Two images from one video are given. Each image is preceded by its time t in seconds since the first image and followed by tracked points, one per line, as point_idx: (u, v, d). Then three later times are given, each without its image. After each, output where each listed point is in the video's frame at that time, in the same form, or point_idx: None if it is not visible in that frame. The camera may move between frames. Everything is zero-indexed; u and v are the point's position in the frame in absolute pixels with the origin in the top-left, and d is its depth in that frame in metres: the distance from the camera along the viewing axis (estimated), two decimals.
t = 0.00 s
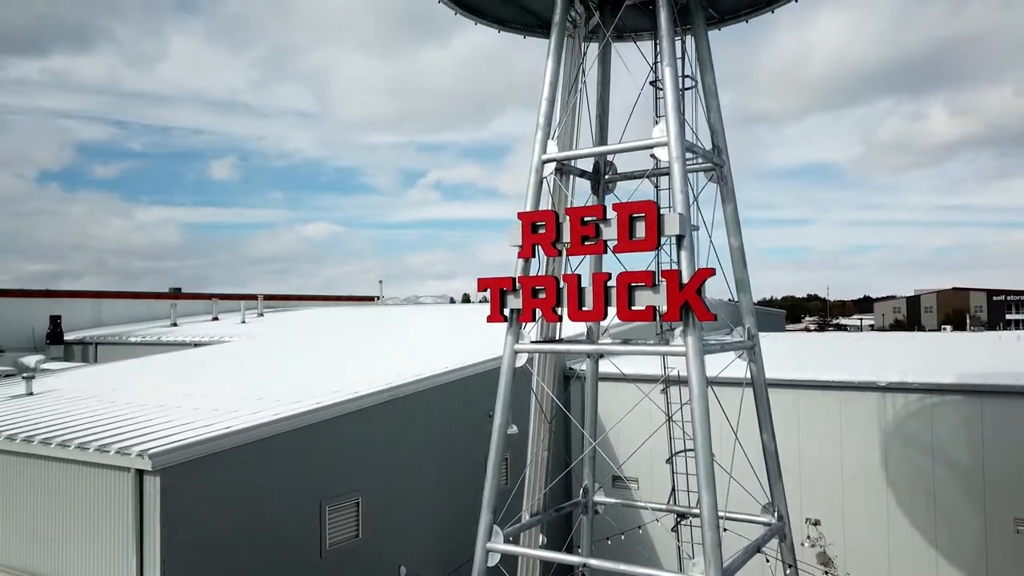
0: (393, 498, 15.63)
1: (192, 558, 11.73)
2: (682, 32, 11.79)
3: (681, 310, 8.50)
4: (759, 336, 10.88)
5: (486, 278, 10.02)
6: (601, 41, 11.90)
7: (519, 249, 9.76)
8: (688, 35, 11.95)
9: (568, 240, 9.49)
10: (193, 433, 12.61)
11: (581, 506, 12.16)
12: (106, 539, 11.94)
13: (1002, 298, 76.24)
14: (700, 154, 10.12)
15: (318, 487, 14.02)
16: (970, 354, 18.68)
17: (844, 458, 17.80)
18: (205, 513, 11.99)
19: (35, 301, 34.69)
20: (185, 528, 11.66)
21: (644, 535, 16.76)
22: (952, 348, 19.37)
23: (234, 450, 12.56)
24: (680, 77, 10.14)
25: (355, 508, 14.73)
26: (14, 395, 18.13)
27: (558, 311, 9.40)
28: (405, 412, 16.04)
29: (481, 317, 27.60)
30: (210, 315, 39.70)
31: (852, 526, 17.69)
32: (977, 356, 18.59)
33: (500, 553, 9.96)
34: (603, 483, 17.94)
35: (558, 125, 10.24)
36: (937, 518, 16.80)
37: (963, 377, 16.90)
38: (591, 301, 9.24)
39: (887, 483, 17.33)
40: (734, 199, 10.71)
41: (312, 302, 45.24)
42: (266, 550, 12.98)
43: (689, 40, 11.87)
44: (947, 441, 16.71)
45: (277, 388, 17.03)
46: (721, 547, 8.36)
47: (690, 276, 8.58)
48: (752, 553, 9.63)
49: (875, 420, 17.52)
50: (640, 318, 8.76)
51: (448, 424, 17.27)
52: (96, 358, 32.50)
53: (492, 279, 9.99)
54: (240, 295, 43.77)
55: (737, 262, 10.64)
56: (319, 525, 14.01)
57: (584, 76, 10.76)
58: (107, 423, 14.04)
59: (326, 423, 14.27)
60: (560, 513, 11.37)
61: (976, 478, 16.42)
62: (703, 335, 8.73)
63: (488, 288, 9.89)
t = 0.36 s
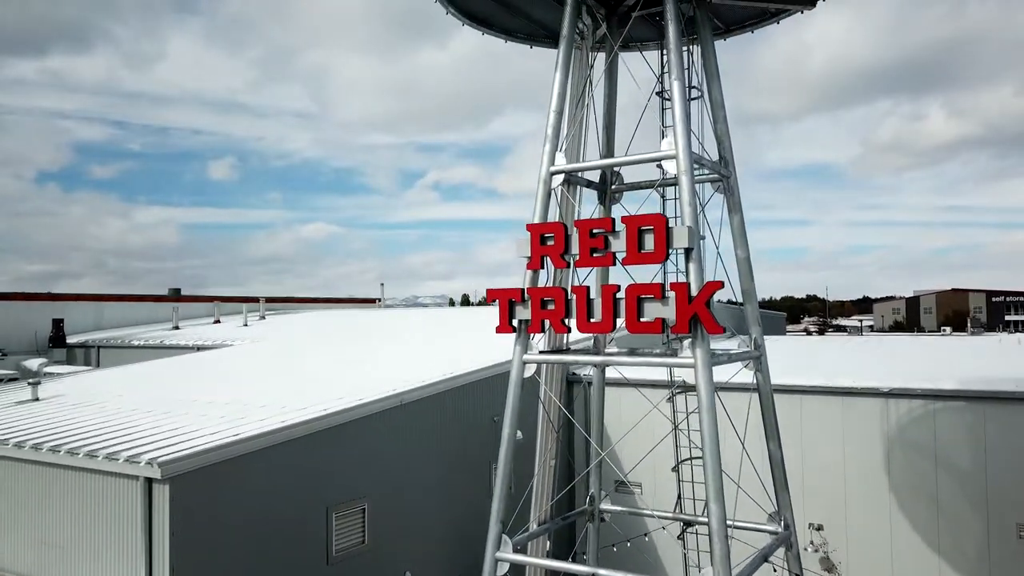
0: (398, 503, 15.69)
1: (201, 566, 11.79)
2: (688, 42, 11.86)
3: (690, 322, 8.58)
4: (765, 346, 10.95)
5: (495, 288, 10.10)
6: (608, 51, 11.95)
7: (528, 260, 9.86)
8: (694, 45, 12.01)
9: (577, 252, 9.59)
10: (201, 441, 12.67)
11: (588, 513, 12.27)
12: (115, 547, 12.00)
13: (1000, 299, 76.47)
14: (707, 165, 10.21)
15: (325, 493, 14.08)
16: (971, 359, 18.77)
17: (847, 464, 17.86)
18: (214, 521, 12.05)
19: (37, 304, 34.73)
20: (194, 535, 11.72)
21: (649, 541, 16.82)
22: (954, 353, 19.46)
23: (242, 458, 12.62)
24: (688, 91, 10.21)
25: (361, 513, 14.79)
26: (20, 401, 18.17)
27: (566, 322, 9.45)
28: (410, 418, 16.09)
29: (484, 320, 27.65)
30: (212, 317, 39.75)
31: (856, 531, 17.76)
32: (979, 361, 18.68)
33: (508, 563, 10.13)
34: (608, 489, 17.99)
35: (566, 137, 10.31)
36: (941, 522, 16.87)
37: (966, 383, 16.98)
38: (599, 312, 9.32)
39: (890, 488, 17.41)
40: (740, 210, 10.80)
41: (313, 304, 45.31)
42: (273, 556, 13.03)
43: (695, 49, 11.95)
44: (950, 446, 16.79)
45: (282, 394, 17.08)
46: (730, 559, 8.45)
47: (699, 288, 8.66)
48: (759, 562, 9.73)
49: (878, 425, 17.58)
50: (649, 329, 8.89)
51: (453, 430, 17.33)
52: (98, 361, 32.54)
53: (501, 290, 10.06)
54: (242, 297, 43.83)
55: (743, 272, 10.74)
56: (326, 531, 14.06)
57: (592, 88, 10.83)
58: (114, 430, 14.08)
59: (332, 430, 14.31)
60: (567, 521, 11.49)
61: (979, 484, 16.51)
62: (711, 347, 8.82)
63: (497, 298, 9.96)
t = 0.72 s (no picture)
0: (404, 510, 15.75)
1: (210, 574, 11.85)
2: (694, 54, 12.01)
3: (699, 336, 8.67)
4: (772, 356, 11.01)
5: (505, 300, 10.19)
6: (616, 63, 12.05)
7: (538, 273, 9.96)
8: (701, 56, 12.15)
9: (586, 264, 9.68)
10: (210, 449, 12.73)
11: (595, 522, 12.35)
12: (124, 555, 12.06)
13: (999, 300, 76.65)
14: (715, 179, 10.31)
15: (332, 501, 14.13)
16: (974, 366, 18.86)
17: (851, 470, 17.92)
18: (222, 529, 12.11)
19: (40, 308, 34.81)
20: (203, 544, 11.78)
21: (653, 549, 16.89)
22: (956, 359, 19.57)
23: (251, 466, 12.67)
24: (697, 106, 10.24)
25: (368, 520, 14.84)
26: (26, 407, 18.23)
27: (576, 334, 9.56)
28: (416, 424, 16.14)
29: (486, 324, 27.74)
30: (214, 320, 39.82)
31: (859, 536, 17.83)
32: (982, 368, 18.75)
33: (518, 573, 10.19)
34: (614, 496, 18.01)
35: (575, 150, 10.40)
36: (944, 529, 16.94)
37: (969, 390, 17.05)
38: (609, 325, 9.41)
39: (894, 494, 17.47)
40: (747, 222, 10.88)
41: (315, 307, 45.40)
42: (281, 564, 13.08)
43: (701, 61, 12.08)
44: (953, 453, 16.85)
45: (289, 400, 17.14)
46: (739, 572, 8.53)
47: (708, 302, 8.75)
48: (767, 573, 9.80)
49: (881, 431, 17.64)
50: (658, 343, 9.00)
51: (459, 436, 17.39)
52: (101, 365, 32.61)
53: (511, 301, 10.14)
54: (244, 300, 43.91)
55: (750, 284, 10.83)
56: (333, 538, 14.11)
57: (600, 101, 10.93)
58: (123, 438, 14.14)
59: (339, 437, 14.37)
60: (575, 530, 11.56)
61: (982, 490, 16.57)
62: (721, 360, 8.90)
63: (507, 310, 10.04)
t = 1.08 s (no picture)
0: (410, 515, 15.81)
1: None
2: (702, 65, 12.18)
3: (708, 347, 8.76)
4: (779, 366, 11.09)
5: (514, 310, 10.24)
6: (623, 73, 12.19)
7: (546, 283, 10.06)
8: (708, 66, 12.30)
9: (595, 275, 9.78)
10: (217, 457, 12.78)
11: (602, 529, 12.45)
12: (132, 562, 12.12)
13: (999, 301, 76.75)
14: (723, 190, 10.36)
15: (338, 507, 14.20)
16: (977, 371, 18.93)
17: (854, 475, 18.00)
18: (230, 537, 12.17)
19: (43, 311, 34.84)
20: (211, 551, 11.84)
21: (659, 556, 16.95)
22: (959, 365, 19.63)
23: (259, 474, 12.73)
24: (704, 117, 10.45)
25: (374, 526, 14.91)
26: (33, 413, 18.29)
27: (585, 344, 9.56)
28: (421, 430, 16.20)
29: (489, 328, 27.80)
30: (216, 323, 39.88)
31: (862, 541, 17.91)
32: (984, 373, 18.82)
33: None
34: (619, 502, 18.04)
35: (582, 161, 10.51)
36: (947, 535, 17.01)
37: (973, 395, 17.11)
38: (618, 336, 9.44)
39: (897, 499, 17.54)
40: (754, 232, 10.97)
41: (317, 309, 45.47)
42: (288, 571, 13.14)
43: (709, 70, 12.23)
44: (956, 458, 16.92)
45: (294, 406, 17.18)
46: None
47: (718, 314, 8.85)
48: None
49: (885, 436, 17.71)
50: (666, 353, 9.04)
51: (464, 441, 17.45)
52: (103, 368, 32.64)
53: (520, 312, 10.18)
54: (245, 302, 43.97)
55: (757, 294, 10.94)
56: (339, 544, 14.18)
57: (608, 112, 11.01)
58: (130, 444, 14.20)
59: (345, 444, 14.43)
60: (582, 538, 11.66)
61: (985, 495, 16.64)
62: (729, 372, 9.03)
63: (516, 320, 10.07)
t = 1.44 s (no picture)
0: (416, 521, 15.89)
1: None
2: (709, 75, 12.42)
3: (718, 359, 8.97)
4: (786, 376, 11.21)
5: (524, 320, 10.35)
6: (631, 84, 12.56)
7: (557, 294, 10.28)
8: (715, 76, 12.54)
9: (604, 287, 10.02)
10: (226, 464, 12.85)
11: (608, 537, 12.57)
12: (143, 570, 12.19)
13: (999, 302, 76.88)
14: (731, 203, 10.47)
15: (345, 514, 14.27)
16: (978, 376, 19.03)
17: (857, 481, 18.07)
18: (239, 545, 12.24)
19: (46, 314, 34.91)
20: (221, 559, 11.91)
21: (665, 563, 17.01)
22: (959, 371, 19.77)
23: (268, 482, 12.79)
24: (712, 130, 10.69)
25: (380, 533, 14.99)
26: (39, 418, 18.35)
27: (595, 355, 9.74)
28: (427, 437, 16.27)
29: (491, 332, 27.89)
30: (218, 326, 39.95)
31: (866, 546, 17.97)
32: (986, 378, 18.92)
33: None
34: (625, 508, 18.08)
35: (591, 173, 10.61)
36: (949, 540, 17.09)
37: (975, 401, 17.19)
38: (628, 347, 9.60)
39: (900, 504, 17.62)
40: (761, 242, 11.03)
41: (318, 311, 45.56)
42: None
43: (717, 80, 12.42)
44: (959, 464, 17.00)
45: (300, 412, 17.24)
46: None
47: (727, 327, 9.04)
48: None
49: (888, 442, 17.78)
50: (677, 365, 9.26)
51: (469, 447, 17.50)
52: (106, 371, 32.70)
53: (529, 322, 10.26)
54: (247, 305, 44.07)
55: (765, 303, 11.10)
56: (347, 551, 14.25)
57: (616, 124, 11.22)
58: (138, 451, 14.26)
59: (353, 451, 14.50)
60: (590, 545, 11.78)
61: (988, 500, 16.73)
62: (738, 383, 9.19)
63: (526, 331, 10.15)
